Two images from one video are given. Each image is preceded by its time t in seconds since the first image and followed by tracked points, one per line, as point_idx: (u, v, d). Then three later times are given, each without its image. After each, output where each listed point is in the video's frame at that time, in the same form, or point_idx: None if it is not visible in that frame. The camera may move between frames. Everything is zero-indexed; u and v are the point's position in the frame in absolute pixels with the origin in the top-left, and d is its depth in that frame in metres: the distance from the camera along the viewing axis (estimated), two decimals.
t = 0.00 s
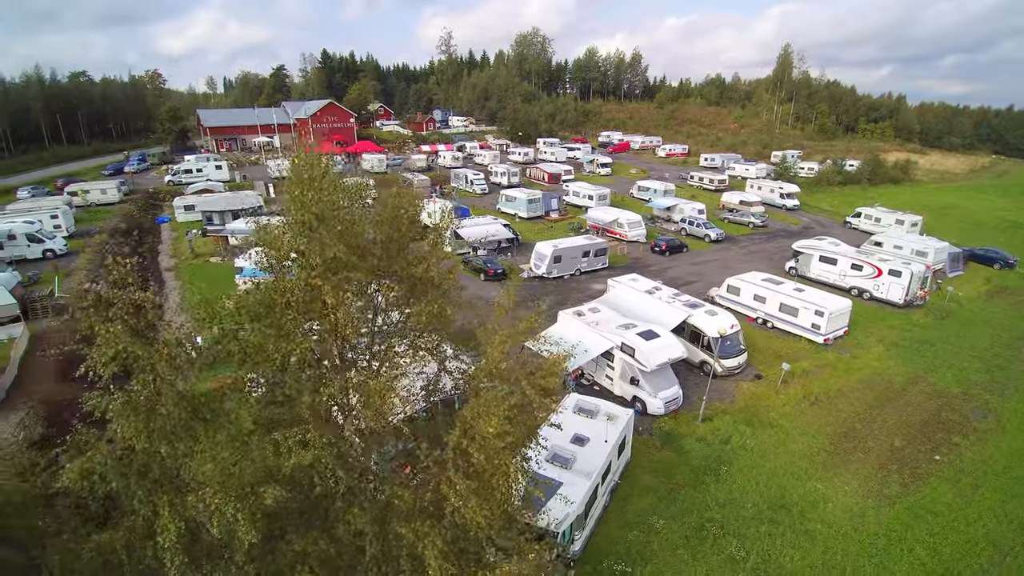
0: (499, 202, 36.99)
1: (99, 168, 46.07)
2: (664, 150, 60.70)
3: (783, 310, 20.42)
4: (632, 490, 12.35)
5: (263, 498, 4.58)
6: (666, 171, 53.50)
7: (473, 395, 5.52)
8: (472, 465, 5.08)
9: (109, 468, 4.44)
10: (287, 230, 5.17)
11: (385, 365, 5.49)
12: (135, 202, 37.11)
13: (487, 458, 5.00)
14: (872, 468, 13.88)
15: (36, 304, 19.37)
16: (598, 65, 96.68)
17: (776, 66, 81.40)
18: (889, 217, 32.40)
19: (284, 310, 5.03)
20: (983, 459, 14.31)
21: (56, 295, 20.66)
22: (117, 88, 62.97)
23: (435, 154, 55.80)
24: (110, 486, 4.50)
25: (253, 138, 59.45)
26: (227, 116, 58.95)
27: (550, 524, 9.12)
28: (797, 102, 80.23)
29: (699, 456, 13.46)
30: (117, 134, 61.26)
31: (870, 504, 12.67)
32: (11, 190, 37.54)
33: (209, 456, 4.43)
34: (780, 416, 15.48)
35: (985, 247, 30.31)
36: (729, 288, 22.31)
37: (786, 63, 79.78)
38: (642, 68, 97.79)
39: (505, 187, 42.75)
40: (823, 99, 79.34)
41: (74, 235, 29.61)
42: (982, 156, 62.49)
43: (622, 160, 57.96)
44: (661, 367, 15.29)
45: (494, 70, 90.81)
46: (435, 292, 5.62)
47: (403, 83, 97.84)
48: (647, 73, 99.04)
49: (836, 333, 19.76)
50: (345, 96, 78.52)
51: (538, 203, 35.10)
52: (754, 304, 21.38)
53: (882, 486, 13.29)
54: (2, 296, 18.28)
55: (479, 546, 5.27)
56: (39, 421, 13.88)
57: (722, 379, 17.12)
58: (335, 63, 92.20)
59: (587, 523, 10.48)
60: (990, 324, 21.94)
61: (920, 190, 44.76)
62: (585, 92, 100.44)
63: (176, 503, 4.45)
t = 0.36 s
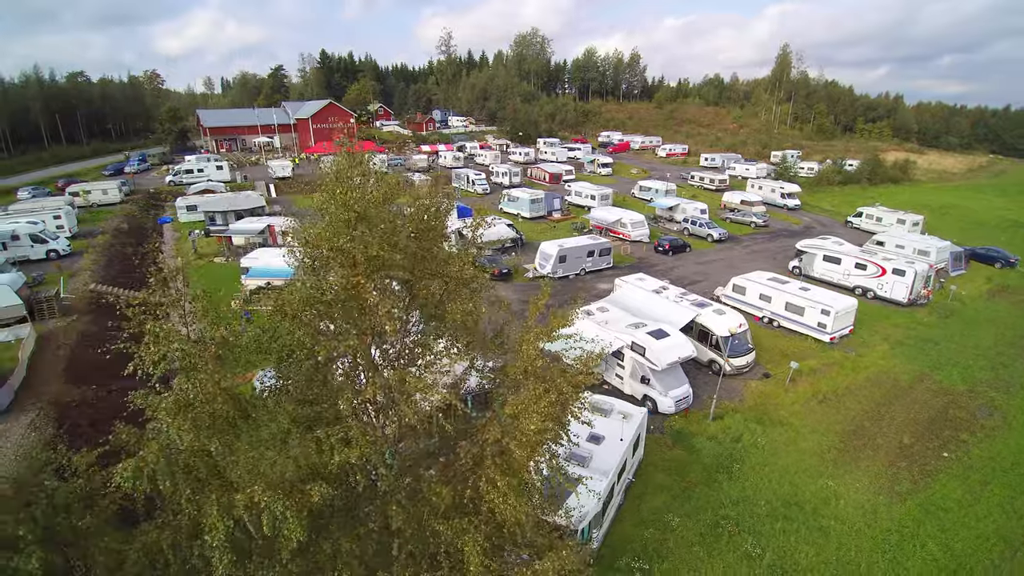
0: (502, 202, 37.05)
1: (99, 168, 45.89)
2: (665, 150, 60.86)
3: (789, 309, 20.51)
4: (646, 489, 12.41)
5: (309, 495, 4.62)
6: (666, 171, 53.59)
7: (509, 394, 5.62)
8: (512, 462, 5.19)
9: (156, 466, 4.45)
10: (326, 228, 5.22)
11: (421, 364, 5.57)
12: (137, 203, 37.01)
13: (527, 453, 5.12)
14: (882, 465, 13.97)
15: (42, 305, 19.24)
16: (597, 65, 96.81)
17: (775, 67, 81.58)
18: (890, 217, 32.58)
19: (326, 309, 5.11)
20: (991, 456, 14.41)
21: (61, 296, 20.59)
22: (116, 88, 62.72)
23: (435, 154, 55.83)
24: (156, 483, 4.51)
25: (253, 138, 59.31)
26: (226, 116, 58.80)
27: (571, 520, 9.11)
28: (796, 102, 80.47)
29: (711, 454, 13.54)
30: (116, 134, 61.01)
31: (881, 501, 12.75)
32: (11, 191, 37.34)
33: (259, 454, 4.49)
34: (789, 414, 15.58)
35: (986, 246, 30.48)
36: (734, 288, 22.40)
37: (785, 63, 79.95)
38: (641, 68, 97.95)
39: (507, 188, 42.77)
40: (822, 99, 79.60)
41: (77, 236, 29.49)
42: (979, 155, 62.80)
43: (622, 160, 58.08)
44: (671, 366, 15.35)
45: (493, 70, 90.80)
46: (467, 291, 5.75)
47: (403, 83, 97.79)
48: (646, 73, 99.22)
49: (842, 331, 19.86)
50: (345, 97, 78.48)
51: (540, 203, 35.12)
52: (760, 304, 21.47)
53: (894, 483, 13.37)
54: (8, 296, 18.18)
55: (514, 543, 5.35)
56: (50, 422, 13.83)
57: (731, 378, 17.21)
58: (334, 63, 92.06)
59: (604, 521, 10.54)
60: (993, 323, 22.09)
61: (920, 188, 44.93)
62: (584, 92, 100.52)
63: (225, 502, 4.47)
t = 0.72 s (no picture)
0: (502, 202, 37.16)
1: (95, 169, 45.60)
2: (662, 150, 61.05)
3: (791, 308, 20.64)
4: (657, 487, 12.49)
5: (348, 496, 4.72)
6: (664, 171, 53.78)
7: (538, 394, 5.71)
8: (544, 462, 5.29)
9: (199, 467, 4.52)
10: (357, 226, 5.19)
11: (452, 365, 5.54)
12: (135, 203, 36.82)
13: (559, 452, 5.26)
14: (889, 462, 14.08)
15: (44, 307, 19.09)
16: (593, 65, 97.02)
17: (770, 67, 81.94)
18: (888, 216, 32.83)
19: (360, 310, 5.13)
20: (994, 452, 14.55)
21: (63, 297, 20.48)
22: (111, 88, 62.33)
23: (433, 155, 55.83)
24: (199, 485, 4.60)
25: (250, 138, 59.04)
26: (223, 117, 58.53)
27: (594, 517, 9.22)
28: (791, 102, 80.98)
29: (720, 453, 13.63)
30: (112, 135, 60.59)
31: (888, 497, 12.87)
32: (8, 192, 37.03)
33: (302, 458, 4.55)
34: (795, 413, 15.68)
35: (983, 245, 30.75)
36: (737, 287, 22.51)
37: (780, 63, 80.41)
38: (636, 68, 98.25)
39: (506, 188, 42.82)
40: (817, 99, 80.06)
41: (75, 237, 29.30)
42: (973, 155, 63.31)
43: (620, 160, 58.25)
44: (678, 365, 15.44)
45: (489, 70, 90.80)
46: (495, 291, 5.80)
47: (399, 83, 97.65)
48: (641, 73, 99.54)
49: (844, 329, 19.99)
50: (341, 97, 78.33)
51: (540, 203, 35.17)
52: (762, 303, 21.59)
53: (900, 479, 13.49)
54: (10, 298, 18.07)
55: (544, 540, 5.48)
56: (56, 426, 13.74)
57: (736, 376, 17.32)
58: (330, 64, 91.83)
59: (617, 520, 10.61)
60: (992, 321, 22.29)
61: (916, 187, 45.28)
62: (581, 92, 100.67)
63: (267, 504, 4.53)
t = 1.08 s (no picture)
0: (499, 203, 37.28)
1: (88, 170, 45.15)
2: (657, 150, 61.40)
3: (791, 306, 20.82)
4: (665, 485, 12.57)
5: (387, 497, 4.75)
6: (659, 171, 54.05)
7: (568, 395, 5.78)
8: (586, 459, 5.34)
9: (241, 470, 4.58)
10: (388, 229, 5.42)
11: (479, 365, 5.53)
12: (129, 205, 36.52)
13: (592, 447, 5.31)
14: (890, 458, 14.26)
15: (43, 310, 18.95)
16: (586, 65, 97.35)
17: (762, 68, 82.68)
18: (882, 215, 33.22)
19: (392, 312, 5.19)
20: (994, 448, 14.76)
21: (61, 300, 20.34)
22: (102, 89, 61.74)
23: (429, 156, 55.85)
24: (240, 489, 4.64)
25: (244, 139, 58.67)
26: (216, 118, 58.20)
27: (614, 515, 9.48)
28: (783, 102, 81.70)
29: (725, 450, 13.75)
30: (103, 136, 59.98)
31: (892, 493, 13.04)
32: None
33: (342, 459, 4.60)
34: (798, 410, 15.82)
35: (976, 243, 31.15)
36: (736, 286, 22.67)
37: (772, 63, 81.03)
38: (629, 68, 98.66)
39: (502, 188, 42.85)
40: (808, 100, 80.76)
41: (70, 239, 29.01)
42: (962, 154, 64.10)
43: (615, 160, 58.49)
44: (682, 364, 15.53)
45: (483, 70, 90.77)
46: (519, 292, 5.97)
47: (392, 83, 97.42)
48: (634, 73, 100.00)
49: (843, 327, 20.17)
50: (335, 98, 78.05)
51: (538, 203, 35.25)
52: (762, 301, 21.77)
53: (902, 475, 13.66)
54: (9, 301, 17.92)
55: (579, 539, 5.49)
56: (59, 431, 13.67)
57: (738, 375, 17.46)
58: (323, 64, 91.45)
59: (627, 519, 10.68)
60: (988, 318, 22.60)
61: (908, 185, 45.78)
62: (574, 92, 100.95)
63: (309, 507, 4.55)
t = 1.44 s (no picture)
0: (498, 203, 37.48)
1: (83, 171, 44.81)
2: (653, 150, 61.69)
3: (792, 305, 20.98)
4: (673, 483, 12.66)
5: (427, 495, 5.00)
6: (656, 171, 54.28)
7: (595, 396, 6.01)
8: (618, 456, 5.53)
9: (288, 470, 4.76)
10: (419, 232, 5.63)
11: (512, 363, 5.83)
12: (126, 206, 36.30)
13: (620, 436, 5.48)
14: (895, 455, 14.42)
15: (44, 312, 18.81)
16: (582, 65, 97.67)
17: (757, 68, 83.23)
18: (879, 214, 33.53)
19: (431, 313, 5.25)
20: (995, 444, 14.95)
21: (62, 302, 20.21)
22: (96, 89, 61.31)
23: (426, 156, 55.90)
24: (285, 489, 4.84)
25: (240, 139, 58.43)
26: (211, 118, 57.94)
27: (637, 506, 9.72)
28: (778, 102, 82.33)
29: (732, 449, 13.86)
30: (98, 137, 59.53)
31: (898, 489, 13.20)
32: None
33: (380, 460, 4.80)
34: (803, 408, 15.97)
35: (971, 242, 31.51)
36: (737, 285, 22.81)
37: (766, 63, 81.47)
38: (624, 68, 99.02)
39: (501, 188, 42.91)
40: (803, 100, 81.36)
41: (68, 241, 28.83)
42: (955, 153, 64.68)
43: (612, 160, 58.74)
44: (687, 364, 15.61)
45: (479, 70, 90.81)
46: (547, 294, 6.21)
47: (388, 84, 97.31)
48: (630, 73, 100.38)
49: (845, 326, 20.32)
50: (330, 98, 77.88)
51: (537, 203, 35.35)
52: (763, 300, 21.91)
53: (907, 472, 13.82)
54: (10, 303, 17.77)
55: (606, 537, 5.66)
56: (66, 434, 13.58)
57: (742, 373, 17.58)
58: (318, 64, 91.21)
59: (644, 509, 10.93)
60: (985, 316, 22.88)
61: (903, 184, 46.18)
62: (569, 92, 101.18)
63: (352, 504, 4.83)
